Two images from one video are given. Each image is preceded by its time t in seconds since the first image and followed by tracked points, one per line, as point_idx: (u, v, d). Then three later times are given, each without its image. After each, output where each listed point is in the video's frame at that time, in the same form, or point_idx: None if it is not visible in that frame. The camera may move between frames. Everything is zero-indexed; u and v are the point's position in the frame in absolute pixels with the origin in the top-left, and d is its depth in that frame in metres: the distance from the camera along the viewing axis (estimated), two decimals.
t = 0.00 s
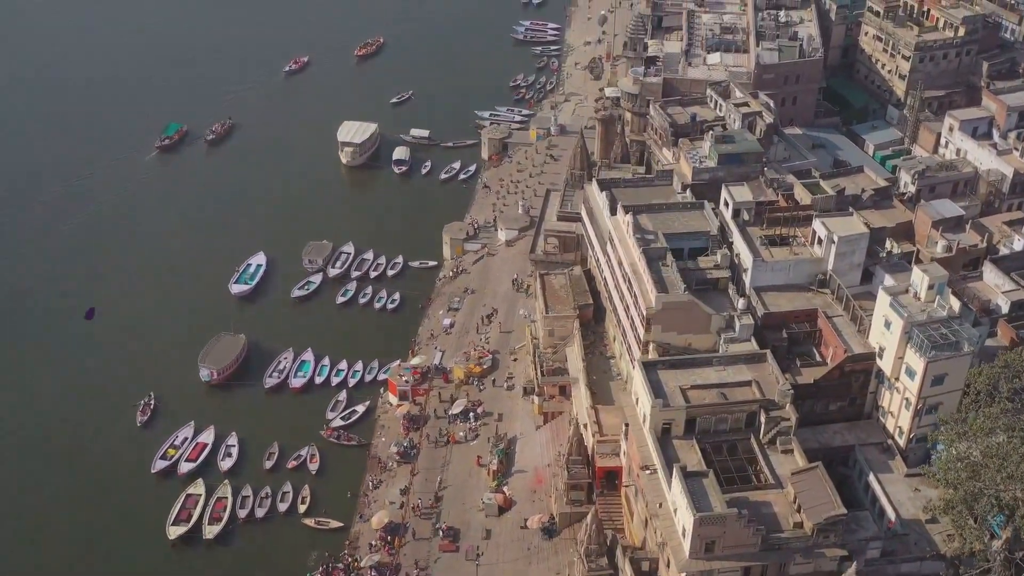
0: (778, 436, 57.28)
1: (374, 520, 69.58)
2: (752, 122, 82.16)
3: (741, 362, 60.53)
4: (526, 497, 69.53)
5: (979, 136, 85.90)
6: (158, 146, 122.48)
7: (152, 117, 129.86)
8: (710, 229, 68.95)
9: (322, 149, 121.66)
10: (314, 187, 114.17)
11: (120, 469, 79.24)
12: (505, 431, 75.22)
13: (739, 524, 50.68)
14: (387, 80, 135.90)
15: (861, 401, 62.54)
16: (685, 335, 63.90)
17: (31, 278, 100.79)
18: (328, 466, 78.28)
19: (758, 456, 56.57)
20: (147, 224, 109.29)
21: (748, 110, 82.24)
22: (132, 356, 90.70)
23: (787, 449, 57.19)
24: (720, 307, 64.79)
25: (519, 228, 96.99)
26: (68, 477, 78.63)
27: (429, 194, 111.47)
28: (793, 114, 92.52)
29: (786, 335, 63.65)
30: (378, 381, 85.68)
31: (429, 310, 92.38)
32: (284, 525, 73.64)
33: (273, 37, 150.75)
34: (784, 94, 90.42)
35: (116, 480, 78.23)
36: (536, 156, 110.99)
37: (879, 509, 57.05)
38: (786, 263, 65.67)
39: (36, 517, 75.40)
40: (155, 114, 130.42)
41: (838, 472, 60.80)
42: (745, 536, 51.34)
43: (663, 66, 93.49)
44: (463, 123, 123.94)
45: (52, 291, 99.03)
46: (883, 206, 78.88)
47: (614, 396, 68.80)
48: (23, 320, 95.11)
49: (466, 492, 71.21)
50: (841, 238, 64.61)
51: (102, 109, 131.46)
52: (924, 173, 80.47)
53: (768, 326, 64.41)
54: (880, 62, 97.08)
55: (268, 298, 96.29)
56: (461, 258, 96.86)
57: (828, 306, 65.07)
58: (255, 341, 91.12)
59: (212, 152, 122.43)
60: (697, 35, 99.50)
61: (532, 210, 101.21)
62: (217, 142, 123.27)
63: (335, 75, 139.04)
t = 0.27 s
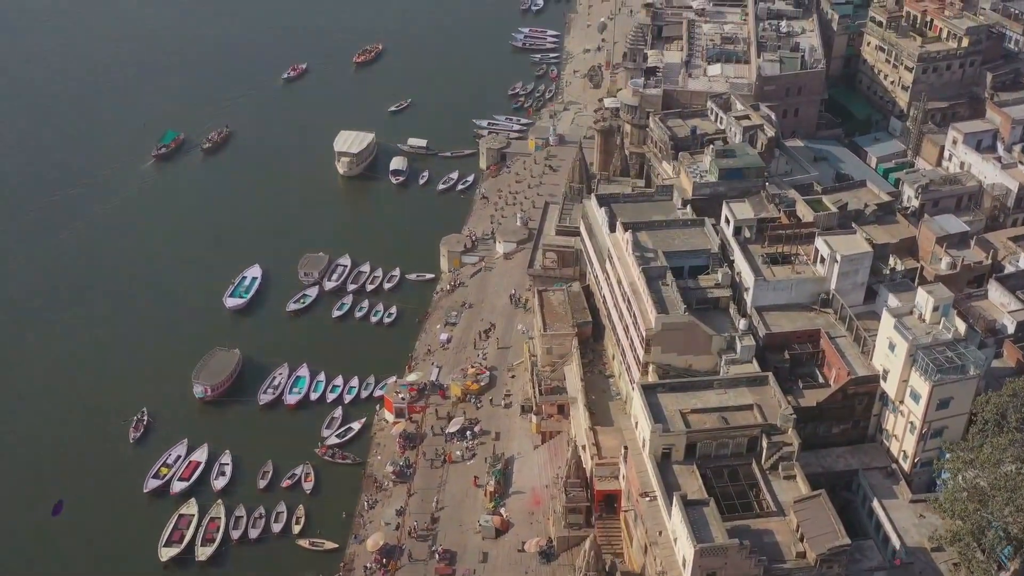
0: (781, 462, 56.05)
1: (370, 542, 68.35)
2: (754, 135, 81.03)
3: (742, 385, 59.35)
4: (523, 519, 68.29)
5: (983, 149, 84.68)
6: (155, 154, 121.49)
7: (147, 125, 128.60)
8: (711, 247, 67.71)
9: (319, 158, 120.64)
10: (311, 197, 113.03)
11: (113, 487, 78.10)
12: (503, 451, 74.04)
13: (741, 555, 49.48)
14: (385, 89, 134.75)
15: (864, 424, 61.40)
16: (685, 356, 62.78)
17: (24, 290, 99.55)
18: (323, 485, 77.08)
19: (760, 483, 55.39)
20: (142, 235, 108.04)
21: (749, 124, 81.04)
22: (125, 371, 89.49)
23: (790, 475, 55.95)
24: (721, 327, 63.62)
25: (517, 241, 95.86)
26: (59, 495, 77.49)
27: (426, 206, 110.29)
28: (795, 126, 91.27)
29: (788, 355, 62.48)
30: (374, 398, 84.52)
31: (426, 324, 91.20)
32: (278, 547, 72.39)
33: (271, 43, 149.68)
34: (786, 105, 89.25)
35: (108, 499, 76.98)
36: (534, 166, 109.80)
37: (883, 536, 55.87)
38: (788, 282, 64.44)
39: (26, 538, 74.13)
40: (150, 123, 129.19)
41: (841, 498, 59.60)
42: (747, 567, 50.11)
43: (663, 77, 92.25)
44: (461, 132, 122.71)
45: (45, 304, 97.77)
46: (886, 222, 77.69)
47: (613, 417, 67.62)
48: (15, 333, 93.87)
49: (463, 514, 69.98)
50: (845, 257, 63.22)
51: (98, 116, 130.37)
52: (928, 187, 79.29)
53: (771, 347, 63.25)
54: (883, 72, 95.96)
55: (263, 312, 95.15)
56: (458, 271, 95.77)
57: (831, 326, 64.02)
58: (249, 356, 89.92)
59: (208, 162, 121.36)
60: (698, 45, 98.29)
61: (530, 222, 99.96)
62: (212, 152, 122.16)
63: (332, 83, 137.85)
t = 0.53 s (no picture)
0: (783, 489, 54.79)
1: (365, 566, 67.22)
2: (755, 150, 79.94)
3: (743, 410, 58.22)
4: (520, 543, 67.11)
5: (987, 164, 83.54)
6: (151, 163, 120.49)
7: (143, 135, 127.56)
8: (712, 266, 66.57)
9: (316, 168, 119.51)
10: (307, 209, 111.99)
11: (105, 506, 76.99)
12: (500, 472, 72.95)
13: None
14: (382, 98, 133.70)
15: (867, 448, 60.29)
16: (685, 379, 61.68)
17: (17, 304, 98.56)
18: (318, 506, 75.94)
19: (762, 511, 54.25)
20: (136, 247, 107.00)
21: (750, 138, 79.93)
22: (118, 387, 88.41)
23: (793, 502, 54.55)
24: (722, 349, 62.53)
25: (515, 255, 94.77)
26: (51, 515, 76.39)
27: (424, 217, 109.20)
28: (796, 139, 90.20)
29: (790, 378, 61.38)
30: (370, 415, 83.41)
31: (422, 340, 90.12)
32: (272, 569, 71.21)
33: (269, 51, 148.68)
34: (787, 118, 88.18)
35: (99, 519, 75.85)
36: (533, 178, 108.69)
37: (888, 565, 54.72)
38: (790, 303, 63.35)
39: (16, 559, 73.05)
40: (146, 132, 128.16)
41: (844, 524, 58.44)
42: None
43: (662, 89, 91.17)
44: (458, 142, 121.59)
45: (38, 317, 96.78)
46: (889, 238, 76.59)
47: (611, 439, 66.52)
48: (7, 348, 92.86)
49: (459, 536, 68.83)
50: (848, 278, 62.27)
51: (93, 124, 129.37)
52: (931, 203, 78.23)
53: (772, 369, 62.15)
54: (885, 84, 94.75)
55: (258, 326, 94.02)
56: (456, 285, 94.67)
57: (833, 348, 62.89)
58: (244, 373, 88.83)
59: (204, 172, 120.38)
60: (698, 56, 97.17)
61: (529, 235, 98.84)
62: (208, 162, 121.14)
63: (330, 91, 136.79)
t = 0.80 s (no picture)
0: (785, 518, 53.89)
1: None
2: (756, 165, 78.85)
3: (745, 436, 57.05)
4: (518, 567, 65.91)
5: (991, 179, 82.46)
6: (148, 173, 119.47)
7: (139, 144, 126.52)
8: (712, 286, 65.49)
9: (313, 179, 118.58)
10: (303, 220, 110.93)
11: (98, 526, 75.98)
12: (497, 493, 71.83)
13: None
14: (380, 107, 132.64)
15: (871, 473, 59.14)
16: (685, 403, 60.61)
17: (10, 317, 97.54)
18: (313, 527, 74.76)
19: (764, 540, 53.32)
20: (131, 260, 105.98)
21: (751, 153, 78.81)
22: (112, 403, 87.37)
23: (795, 532, 53.77)
24: (723, 372, 61.42)
25: (513, 269, 93.66)
26: (42, 536, 75.33)
27: (421, 230, 108.10)
28: (798, 153, 89.10)
29: (792, 402, 60.23)
30: (366, 433, 82.32)
31: (420, 356, 89.05)
32: None
33: (266, 57, 147.57)
34: (788, 132, 87.10)
35: (91, 541, 74.75)
36: (531, 190, 107.56)
37: None
38: (792, 325, 62.24)
39: None
40: (142, 141, 127.14)
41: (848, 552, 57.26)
42: None
43: (662, 102, 90.13)
44: (456, 152, 120.45)
45: (31, 331, 95.76)
46: (892, 255, 75.53)
47: (610, 462, 65.42)
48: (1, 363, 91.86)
49: (456, 560, 67.66)
50: (851, 300, 61.30)
51: (90, 133, 128.41)
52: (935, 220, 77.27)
53: (774, 393, 61.04)
54: (888, 96, 93.60)
55: (254, 342, 92.99)
56: (453, 300, 93.58)
57: (836, 371, 61.76)
58: (239, 389, 87.78)
59: (200, 183, 119.41)
60: (699, 67, 96.08)
61: (527, 249, 97.68)
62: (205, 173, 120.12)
63: (327, 100, 135.73)
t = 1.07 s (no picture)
0: (787, 549, 52.81)
1: None
2: (757, 181, 77.77)
3: (746, 463, 55.82)
4: None
5: (996, 194, 81.23)
6: (145, 182, 118.89)
7: (135, 153, 125.66)
8: (713, 306, 64.35)
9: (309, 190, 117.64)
10: (300, 232, 109.99)
11: (90, 546, 75.02)
12: (494, 515, 70.70)
13: None
14: (378, 116, 131.66)
15: (875, 500, 57.99)
16: (685, 428, 59.46)
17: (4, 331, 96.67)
18: (307, 548, 73.62)
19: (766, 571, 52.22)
20: (126, 272, 105.09)
21: (752, 168, 77.69)
22: (106, 419, 86.42)
23: (797, 562, 52.72)
24: (724, 395, 60.30)
25: (511, 283, 92.51)
26: (33, 556, 74.38)
27: (419, 242, 107.03)
28: (800, 166, 88.01)
29: (795, 427, 59.07)
30: (362, 452, 81.20)
31: (417, 371, 87.91)
32: None
33: (264, 64, 146.65)
34: (790, 146, 86.02)
35: (82, 562, 73.73)
36: (530, 202, 106.43)
37: None
38: (794, 347, 61.08)
39: None
40: (138, 150, 126.28)
41: None
42: None
43: (661, 115, 89.16)
44: (455, 163, 119.42)
45: (25, 345, 94.87)
46: (896, 273, 74.42)
47: (609, 485, 64.26)
48: None
49: None
50: (855, 322, 60.09)
51: (85, 142, 127.60)
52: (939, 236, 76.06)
53: (776, 417, 59.89)
54: (891, 109, 92.57)
55: (249, 356, 91.93)
56: (451, 314, 92.49)
57: (839, 395, 60.62)
58: (233, 406, 86.71)
59: (197, 194, 118.53)
60: (699, 79, 95.08)
61: (526, 262, 96.52)
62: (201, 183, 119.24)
63: (325, 108, 134.78)
